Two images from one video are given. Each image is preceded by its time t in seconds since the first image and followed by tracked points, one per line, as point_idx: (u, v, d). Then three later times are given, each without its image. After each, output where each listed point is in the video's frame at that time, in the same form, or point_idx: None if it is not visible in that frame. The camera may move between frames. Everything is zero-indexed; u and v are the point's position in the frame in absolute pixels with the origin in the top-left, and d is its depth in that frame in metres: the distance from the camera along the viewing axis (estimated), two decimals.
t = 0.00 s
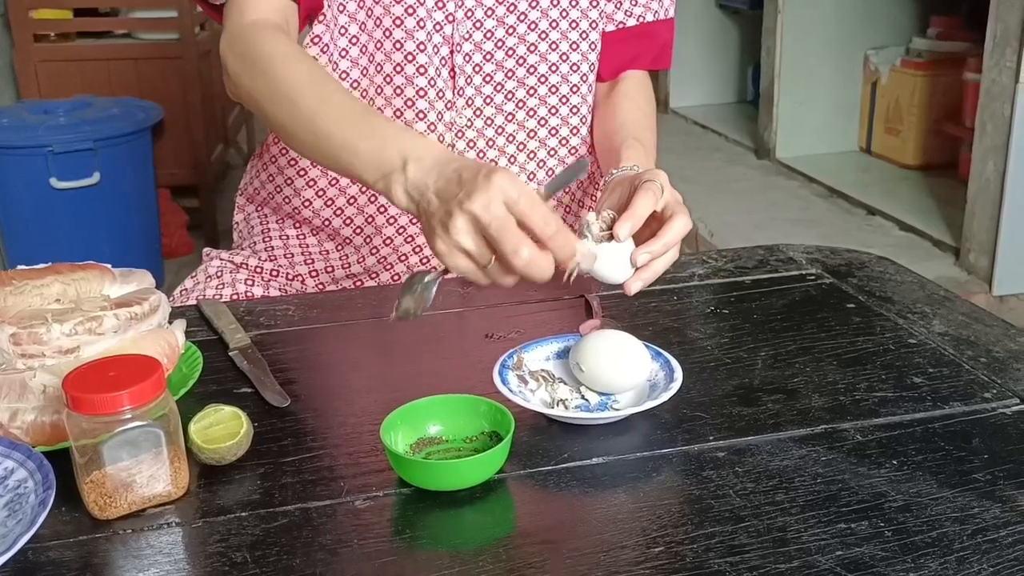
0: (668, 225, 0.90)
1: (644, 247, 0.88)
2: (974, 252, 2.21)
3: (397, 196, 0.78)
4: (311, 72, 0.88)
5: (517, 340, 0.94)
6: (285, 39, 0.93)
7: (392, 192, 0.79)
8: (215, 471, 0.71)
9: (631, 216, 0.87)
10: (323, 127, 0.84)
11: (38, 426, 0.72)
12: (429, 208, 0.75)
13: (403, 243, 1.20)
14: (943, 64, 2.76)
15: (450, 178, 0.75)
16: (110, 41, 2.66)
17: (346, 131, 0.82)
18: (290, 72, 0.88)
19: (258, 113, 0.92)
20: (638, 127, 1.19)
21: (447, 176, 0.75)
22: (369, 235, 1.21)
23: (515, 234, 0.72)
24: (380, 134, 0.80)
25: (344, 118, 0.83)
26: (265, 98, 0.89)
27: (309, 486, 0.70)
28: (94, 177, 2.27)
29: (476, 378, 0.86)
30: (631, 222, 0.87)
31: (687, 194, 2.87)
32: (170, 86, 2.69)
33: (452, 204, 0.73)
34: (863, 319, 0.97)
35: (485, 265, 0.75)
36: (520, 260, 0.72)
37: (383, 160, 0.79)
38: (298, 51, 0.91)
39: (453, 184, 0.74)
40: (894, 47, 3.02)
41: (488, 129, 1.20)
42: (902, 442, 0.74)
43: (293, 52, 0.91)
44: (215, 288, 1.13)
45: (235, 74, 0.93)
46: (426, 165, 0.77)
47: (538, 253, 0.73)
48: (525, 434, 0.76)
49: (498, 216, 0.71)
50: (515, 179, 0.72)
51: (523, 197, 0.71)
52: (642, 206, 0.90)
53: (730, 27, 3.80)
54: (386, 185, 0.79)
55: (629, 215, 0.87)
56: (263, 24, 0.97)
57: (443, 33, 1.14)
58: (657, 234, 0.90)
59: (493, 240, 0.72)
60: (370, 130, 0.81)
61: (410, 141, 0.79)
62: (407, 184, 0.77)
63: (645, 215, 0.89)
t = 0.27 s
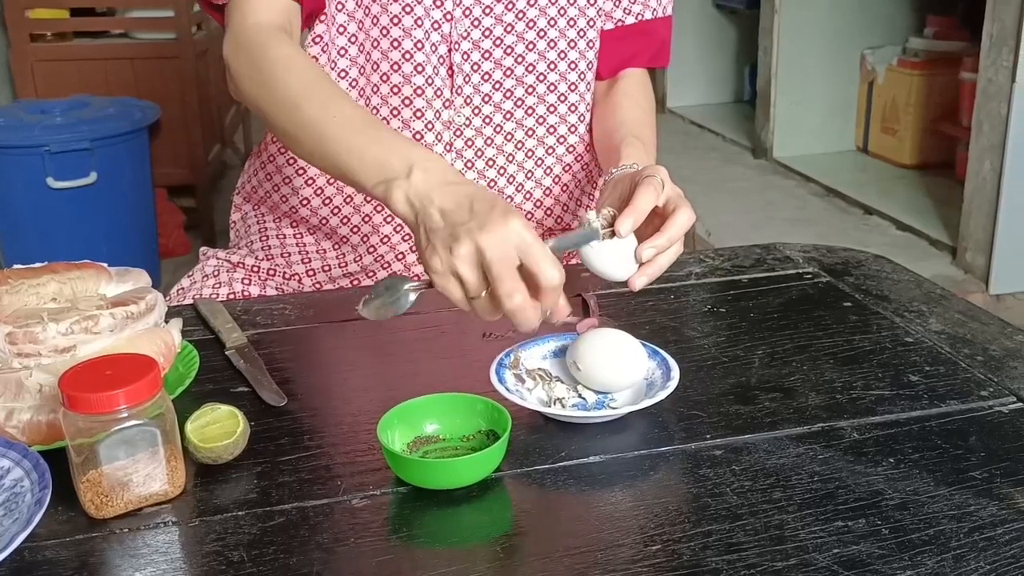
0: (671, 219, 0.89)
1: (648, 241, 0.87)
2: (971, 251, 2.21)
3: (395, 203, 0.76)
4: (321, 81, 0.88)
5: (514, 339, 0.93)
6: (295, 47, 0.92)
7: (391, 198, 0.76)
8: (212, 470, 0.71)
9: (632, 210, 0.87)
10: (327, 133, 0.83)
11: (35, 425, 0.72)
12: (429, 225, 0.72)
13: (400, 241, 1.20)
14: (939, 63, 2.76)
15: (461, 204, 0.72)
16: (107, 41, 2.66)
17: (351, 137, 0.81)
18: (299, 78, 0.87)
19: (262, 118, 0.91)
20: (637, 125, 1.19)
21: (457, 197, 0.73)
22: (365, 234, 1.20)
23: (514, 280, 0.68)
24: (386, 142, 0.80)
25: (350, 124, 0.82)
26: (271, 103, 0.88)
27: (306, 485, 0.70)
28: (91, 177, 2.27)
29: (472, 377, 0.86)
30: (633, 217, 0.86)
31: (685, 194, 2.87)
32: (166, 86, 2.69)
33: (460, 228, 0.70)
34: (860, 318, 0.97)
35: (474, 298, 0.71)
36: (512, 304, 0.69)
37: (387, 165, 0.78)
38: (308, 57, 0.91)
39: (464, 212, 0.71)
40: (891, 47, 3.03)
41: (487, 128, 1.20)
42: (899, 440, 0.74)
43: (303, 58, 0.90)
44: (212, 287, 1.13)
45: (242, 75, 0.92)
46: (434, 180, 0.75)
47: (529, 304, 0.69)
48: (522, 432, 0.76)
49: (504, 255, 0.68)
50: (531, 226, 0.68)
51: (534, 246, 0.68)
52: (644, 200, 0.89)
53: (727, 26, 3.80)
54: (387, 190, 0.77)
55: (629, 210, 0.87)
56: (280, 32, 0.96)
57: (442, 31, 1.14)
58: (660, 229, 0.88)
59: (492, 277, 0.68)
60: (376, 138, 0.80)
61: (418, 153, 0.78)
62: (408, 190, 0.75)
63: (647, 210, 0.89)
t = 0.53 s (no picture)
0: (665, 221, 0.91)
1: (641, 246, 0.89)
2: (968, 250, 2.21)
3: (395, 164, 0.78)
4: (300, 57, 0.88)
5: (512, 338, 0.93)
6: (273, 30, 0.93)
7: (391, 163, 0.78)
8: (210, 470, 0.71)
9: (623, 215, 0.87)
10: (315, 109, 0.83)
11: (31, 424, 0.72)
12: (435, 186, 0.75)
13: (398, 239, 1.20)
14: (935, 63, 2.77)
15: (458, 156, 0.74)
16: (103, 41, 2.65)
17: (340, 104, 0.82)
18: (277, 59, 0.88)
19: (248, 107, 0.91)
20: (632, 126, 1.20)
21: (451, 149, 0.74)
22: (363, 231, 1.21)
23: (532, 219, 0.72)
24: (373, 106, 0.80)
25: (335, 94, 0.83)
26: (254, 90, 0.88)
27: (304, 484, 0.69)
28: (88, 177, 2.27)
29: (470, 376, 0.86)
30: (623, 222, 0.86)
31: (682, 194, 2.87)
32: (163, 86, 2.68)
33: (467, 183, 0.72)
34: (858, 316, 0.97)
35: (497, 244, 0.75)
36: (539, 243, 0.74)
37: (376, 130, 0.79)
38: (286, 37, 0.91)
39: (464, 167, 0.73)
40: (887, 47, 3.03)
41: (484, 126, 1.19)
42: (897, 439, 0.74)
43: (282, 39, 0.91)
44: (209, 287, 1.13)
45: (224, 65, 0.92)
46: (425, 134, 0.76)
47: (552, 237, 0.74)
48: (520, 432, 0.76)
49: (516, 200, 0.71)
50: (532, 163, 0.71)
51: (539, 183, 0.71)
52: (635, 204, 0.89)
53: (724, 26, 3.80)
54: (382, 154, 0.78)
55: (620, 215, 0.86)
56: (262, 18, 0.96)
57: (438, 29, 1.14)
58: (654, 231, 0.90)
59: (511, 222, 0.72)
60: (362, 104, 0.81)
61: (403, 109, 0.79)
62: (404, 152, 0.76)
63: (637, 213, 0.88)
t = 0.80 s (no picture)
0: (653, 220, 0.92)
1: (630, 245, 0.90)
2: (965, 249, 2.22)
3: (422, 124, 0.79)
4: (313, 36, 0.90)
5: (510, 338, 0.94)
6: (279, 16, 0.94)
7: (417, 123, 0.79)
8: (209, 470, 0.71)
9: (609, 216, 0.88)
10: (335, 77, 0.85)
11: (30, 424, 0.72)
12: (469, 142, 0.76)
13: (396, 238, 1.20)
14: (932, 63, 2.77)
15: (496, 119, 0.77)
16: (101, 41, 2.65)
17: (367, 74, 0.84)
18: (290, 34, 0.90)
19: (250, 84, 0.91)
20: (625, 127, 1.22)
21: (488, 113, 0.78)
22: (361, 230, 1.20)
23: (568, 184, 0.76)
24: (401, 76, 0.83)
25: (360, 66, 0.86)
26: (264, 62, 0.89)
27: (303, 484, 0.69)
28: (86, 177, 2.26)
29: (469, 376, 0.86)
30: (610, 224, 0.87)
31: (680, 194, 2.87)
32: (161, 86, 2.68)
33: (511, 139, 0.75)
34: (856, 316, 0.97)
35: (522, 208, 0.76)
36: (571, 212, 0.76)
37: (403, 96, 0.82)
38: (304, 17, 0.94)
39: (503, 129, 0.76)
40: (885, 47, 3.03)
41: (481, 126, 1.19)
42: (894, 438, 0.74)
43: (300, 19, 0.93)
44: (208, 287, 1.13)
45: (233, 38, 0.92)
46: (458, 99, 0.79)
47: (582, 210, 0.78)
48: (519, 431, 0.76)
49: (557, 163, 0.75)
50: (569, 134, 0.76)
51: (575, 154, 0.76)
52: (621, 205, 0.89)
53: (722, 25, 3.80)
54: (410, 115, 0.80)
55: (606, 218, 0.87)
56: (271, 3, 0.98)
57: (435, 28, 1.15)
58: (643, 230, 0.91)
59: (548, 185, 0.75)
60: (386, 75, 0.84)
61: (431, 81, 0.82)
62: (437, 112, 0.79)
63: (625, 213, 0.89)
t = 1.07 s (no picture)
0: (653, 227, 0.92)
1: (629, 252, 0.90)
2: (963, 249, 2.22)
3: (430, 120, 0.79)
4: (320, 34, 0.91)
5: (508, 338, 0.93)
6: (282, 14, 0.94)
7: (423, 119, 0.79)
8: (206, 470, 0.71)
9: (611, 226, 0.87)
10: (343, 72, 0.85)
11: (28, 425, 0.72)
12: (480, 138, 0.77)
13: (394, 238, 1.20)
14: (930, 62, 2.77)
15: (507, 122, 0.79)
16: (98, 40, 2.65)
17: (375, 72, 0.85)
18: (298, 31, 0.90)
19: (252, 76, 0.91)
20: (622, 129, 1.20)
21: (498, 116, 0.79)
22: (359, 231, 1.20)
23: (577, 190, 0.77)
24: (409, 78, 0.84)
25: (368, 65, 0.86)
26: (269, 54, 0.89)
27: (301, 484, 0.69)
28: (83, 177, 2.26)
29: (467, 376, 0.86)
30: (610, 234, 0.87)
31: (678, 193, 2.87)
32: (158, 86, 2.68)
33: (526, 139, 0.77)
34: (854, 315, 0.97)
35: (529, 208, 0.75)
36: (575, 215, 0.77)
37: (410, 96, 0.82)
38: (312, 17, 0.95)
39: (515, 132, 0.78)
40: (882, 46, 3.03)
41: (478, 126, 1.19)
42: (893, 437, 0.74)
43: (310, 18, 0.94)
44: (206, 287, 1.13)
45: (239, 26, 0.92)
46: (468, 102, 0.80)
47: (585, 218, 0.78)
48: (517, 431, 0.76)
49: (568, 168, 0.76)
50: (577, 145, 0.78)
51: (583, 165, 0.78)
52: (623, 214, 0.89)
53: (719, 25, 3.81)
54: (418, 112, 0.80)
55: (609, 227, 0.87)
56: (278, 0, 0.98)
57: (433, 28, 1.15)
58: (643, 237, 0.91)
59: (557, 188, 0.76)
60: (393, 75, 0.84)
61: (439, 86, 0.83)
62: (447, 110, 0.79)
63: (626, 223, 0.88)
